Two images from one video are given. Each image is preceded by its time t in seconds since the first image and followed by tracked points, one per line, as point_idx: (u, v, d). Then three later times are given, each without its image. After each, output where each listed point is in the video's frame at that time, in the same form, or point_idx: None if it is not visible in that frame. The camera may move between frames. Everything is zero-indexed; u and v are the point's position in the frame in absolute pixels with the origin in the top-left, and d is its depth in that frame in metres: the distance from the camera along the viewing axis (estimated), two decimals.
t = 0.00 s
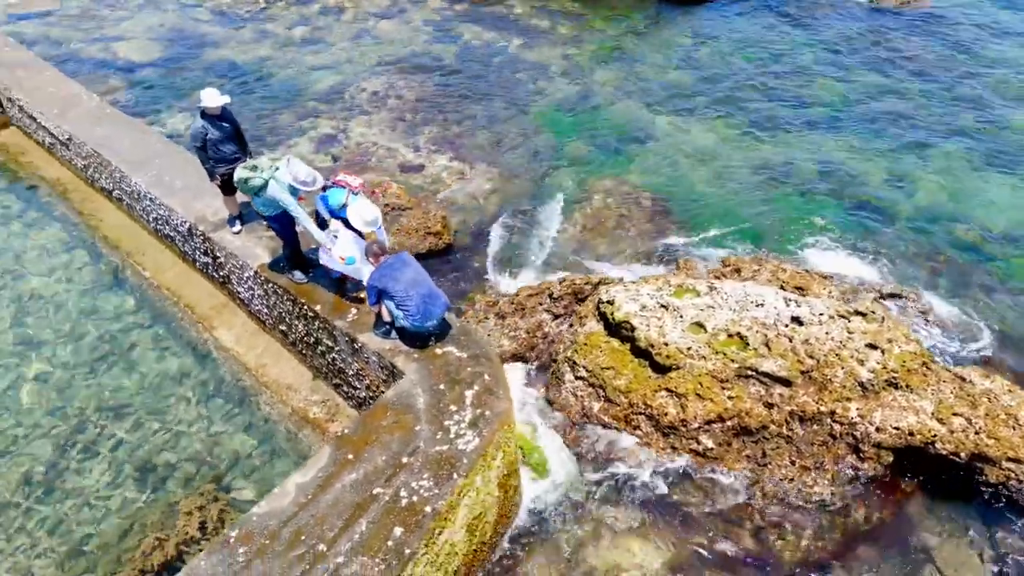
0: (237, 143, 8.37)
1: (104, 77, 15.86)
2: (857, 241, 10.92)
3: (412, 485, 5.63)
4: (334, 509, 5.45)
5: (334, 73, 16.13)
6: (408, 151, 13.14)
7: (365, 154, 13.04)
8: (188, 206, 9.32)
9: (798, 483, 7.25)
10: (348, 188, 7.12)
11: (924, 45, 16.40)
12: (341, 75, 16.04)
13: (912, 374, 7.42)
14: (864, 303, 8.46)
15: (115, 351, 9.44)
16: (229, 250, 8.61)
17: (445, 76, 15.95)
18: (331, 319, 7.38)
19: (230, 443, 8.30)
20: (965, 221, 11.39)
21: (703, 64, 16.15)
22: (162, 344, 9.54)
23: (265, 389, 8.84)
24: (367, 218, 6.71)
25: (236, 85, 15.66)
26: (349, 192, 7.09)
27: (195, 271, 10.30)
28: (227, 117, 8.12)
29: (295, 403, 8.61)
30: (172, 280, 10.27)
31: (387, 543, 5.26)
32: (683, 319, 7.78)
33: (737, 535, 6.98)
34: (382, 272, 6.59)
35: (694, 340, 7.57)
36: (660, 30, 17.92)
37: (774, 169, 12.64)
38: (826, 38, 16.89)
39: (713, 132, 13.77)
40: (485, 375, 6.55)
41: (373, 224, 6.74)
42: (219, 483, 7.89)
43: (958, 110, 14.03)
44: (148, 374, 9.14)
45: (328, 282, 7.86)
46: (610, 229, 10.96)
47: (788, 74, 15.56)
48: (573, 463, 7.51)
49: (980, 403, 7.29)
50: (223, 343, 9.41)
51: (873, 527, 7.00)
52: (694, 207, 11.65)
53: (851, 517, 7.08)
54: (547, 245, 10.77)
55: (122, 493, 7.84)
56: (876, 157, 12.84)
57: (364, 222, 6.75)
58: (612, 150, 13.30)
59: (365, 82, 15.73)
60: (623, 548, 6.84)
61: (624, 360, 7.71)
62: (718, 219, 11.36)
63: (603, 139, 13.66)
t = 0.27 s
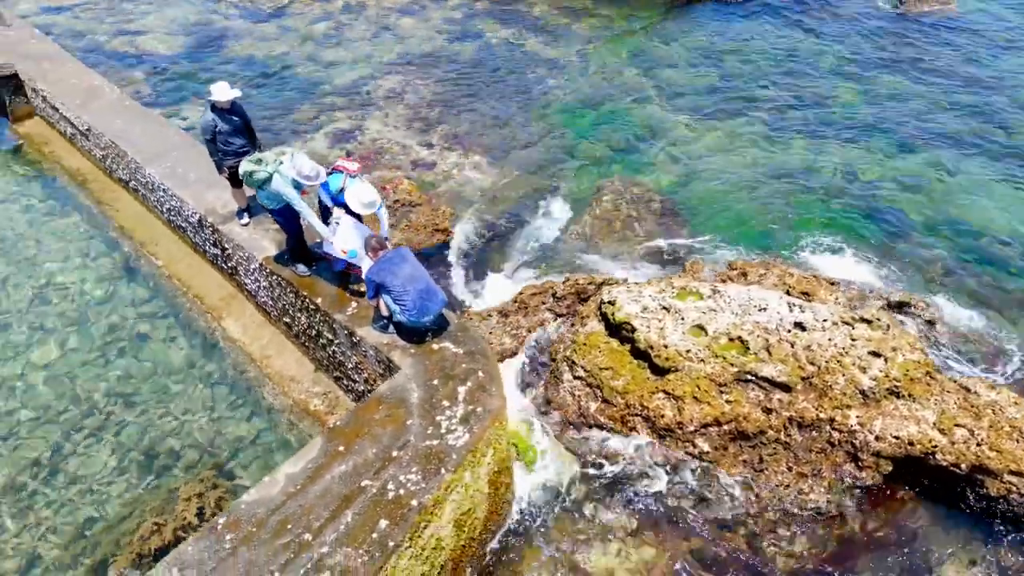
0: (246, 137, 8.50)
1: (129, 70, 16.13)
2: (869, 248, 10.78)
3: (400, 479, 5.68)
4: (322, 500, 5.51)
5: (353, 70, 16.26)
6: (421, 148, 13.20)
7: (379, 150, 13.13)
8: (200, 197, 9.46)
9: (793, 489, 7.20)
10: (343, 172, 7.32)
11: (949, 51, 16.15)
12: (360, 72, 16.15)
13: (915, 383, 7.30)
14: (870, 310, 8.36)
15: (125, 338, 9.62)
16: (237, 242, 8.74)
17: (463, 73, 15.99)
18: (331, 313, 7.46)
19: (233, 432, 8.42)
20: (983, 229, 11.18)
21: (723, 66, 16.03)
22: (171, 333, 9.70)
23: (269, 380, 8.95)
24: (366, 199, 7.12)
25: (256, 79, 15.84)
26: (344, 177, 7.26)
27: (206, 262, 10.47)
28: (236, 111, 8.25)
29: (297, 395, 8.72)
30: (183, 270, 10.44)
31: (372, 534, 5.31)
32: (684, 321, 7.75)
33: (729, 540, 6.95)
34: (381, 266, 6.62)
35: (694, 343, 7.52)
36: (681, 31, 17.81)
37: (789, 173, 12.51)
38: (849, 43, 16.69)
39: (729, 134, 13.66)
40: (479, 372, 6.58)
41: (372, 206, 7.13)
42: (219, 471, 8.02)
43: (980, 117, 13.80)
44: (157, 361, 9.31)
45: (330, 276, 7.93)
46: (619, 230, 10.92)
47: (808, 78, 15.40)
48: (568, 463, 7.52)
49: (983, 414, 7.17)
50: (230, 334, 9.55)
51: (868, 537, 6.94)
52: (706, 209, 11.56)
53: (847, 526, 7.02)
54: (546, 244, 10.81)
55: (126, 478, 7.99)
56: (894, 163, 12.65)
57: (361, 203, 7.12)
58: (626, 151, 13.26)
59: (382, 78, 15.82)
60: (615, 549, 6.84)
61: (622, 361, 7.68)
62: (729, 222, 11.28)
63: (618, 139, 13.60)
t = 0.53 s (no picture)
0: (251, 132, 8.58)
1: (147, 64, 16.36)
2: (877, 254, 10.67)
3: (385, 473, 5.72)
4: (307, 491, 5.56)
5: (367, 67, 16.35)
6: (431, 145, 13.25)
7: (389, 146, 13.20)
8: (206, 191, 9.59)
9: (785, 494, 7.17)
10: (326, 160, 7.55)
11: (969, 57, 15.93)
12: (373, 69, 16.24)
13: (912, 390, 7.21)
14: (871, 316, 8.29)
15: (132, 328, 9.77)
16: (240, 235, 8.84)
17: (475, 72, 16.02)
18: (327, 307, 7.53)
19: (232, 422, 8.53)
20: (995, 237, 11.01)
21: (737, 69, 15.91)
22: (176, 323, 9.84)
23: (269, 372, 9.06)
24: (356, 174, 7.24)
25: (271, 75, 15.99)
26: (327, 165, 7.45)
27: (213, 255, 10.61)
28: (242, 106, 8.34)
29: (296, 388, 8.82)
30: (190, 262, 10.59)
31: (354, 527, 5.36)
32: (680, 323, 7.71)
33: (719, 544, 6.95)
34: (375, 263, 6.66)
35: (689, 345, 7.48)
36: (697, 31, 17.70)
37: (799, 178, 12.40)
38: (867, 48, 16.51)
39: (740, 136, 13.57)
40: (469, 369, 6.60)
41: (365, 181, 7.24)
42: (217, 461, 8.13)
43: (997, 124, 13.59)
44: (161, 351, 9.44)
45: (329, 270, 8.02)
46: (624, 231, 10.90)
47: (823, 81, 15.25)
48: (559, 462, 7.54)
49: (981, 424, 7.08)
50: (233, 326, 9.67)
51: (859, 545, 6.88)
52: (713, 212, 11.51)
53: (838, 533, 6.97)
54: (549, 241, 10.82)
55: (126, 465, 8.11)
56: (907, 169, 12.50)
57: (356, 182, 7.22)
58: (635, 152, 13.21)
59: (395, 76, 15.89)
60: (603, 550, 6.85)
61: (616, 361, 7.66)
62: (735, 226, 11.21)
63: (627, 140, 13.56)
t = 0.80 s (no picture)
0: (253, 127, 8.68)
1: (163, 59, 16.56)
2: (883, 260, 10.57)
3: (370, 467, 5.77)
4: (292, 482, 5.62)
5: (379, 64, 16.44)
6: (439, 142, 13.29)
7: (397, 142, 13.26)
8: (211, 185, 9.70)
9: (776, 499, 7.13)
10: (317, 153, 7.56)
11: (986, 64, 15.75)
12: (386, 66, 16.33)
13: (908, 397, 7.14)
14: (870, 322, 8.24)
15: (137, 319, 9.91)
16: (242, 229, 8.95)
17: (486, 70, 16.04)
18: (323, 301, 7.61)
19: (231, 414, 8.63)
20: (1004, 245, 10.87)
21: (749, 71, 15.83)
22: (180, 315, 9.96)
23: (269, 366, 9.15)
24: (345, 155, 7.21)
25: (285, 71, 16.12)
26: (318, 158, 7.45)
27: (219, 249, 10.74)
28: (245, 100, 8.45)
29: (295, 381, 8.90)
30: (197, 256, 10.73)
31: (337, 519, 5.42)
32: (676, 325, 7.71)
33: (708, 546, 6.88)
34: (368, 259, 6.72)
35: (683, 347, 7.49)
36: (711, 34, 17.63)
37: (807, 181, 12.31)
38: (882, 52, 16.36)
39: (750, 139, 13.49)
40: (458, 366, 6.63)
41: (353, 157, 7.20)
42: (214, 453, 8.22)
43: (1013, 131, 13.41)
44: (165, 342, 9.57)
45: (327, 265, 8.10)
46: (627, 231, 10.88)
47: (836, 85, 15.13)
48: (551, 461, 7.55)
49: (976, 433, 7.01)
50: (236, 319, 9.78)
51: (851, 551, 6.80)
52: (718, 215, 11.46)
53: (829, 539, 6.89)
54: (556, 248, 10.66)
55: (126, 453, 8.22)
56: (917, 175, 12.38)
57: (345, 162, 7.21)
58: (643, 152, 13.18)
59: (407, 73, 15.96)
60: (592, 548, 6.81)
61: (610, 361, 7.68)
62: (740, 229, 11.16)
63: (636, 141, 13.53)
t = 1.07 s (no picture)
0: (256, 122, 8.76)
1: (178, 54, 16.73)
2: (888, 266, 10.48)
3: (356, 461, 5.82)
4: (278, 474, 5.69)
5: (390, 61, 16.51)
6: (446, 139, 13.32)
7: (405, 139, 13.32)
8: (217, 179, 9.81)
9: (766, 503, 7.09)
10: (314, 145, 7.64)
11: (1002, 70, 15.55)
12: (397, 63, 16.39)
13: (903, 404, 7.09)
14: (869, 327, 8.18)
15: (142, 310, 10.05)
16: (244, 223, 9.04)
17: (497, 69, 16.06)
18: (320, 295, 7.69)
19: (230, 406, 8.73)
20: (1013, 253, 10.74)
21: (761, 74, 15.73)
22: (185, 307, 10.08)
23: (269, 359, 9.25)
24: (338, 138, 7.24)
25: (297, 68, 16.24)
26: (316, 147, 7.54)
27: (224, 242, 10.86)
28: (248, 96, 8.55)
29: (293, 375, 8.98)
30: (202, 249, 10.85)
31: (320, 511, 5.47)
32: (672, 326, 7.69)
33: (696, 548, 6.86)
34: (363, 253, 6.78)
35: (678, 348, 7.48)
36: (724, 36, 17.54)
37: (815, 185, 12.21)
38: (897, 56, 16.20)
39: (759, 141, 13.40)
40: (449, 362, 6.66)
41: (344, 141, 7.21)
42: (212, 444, 8.31)
43: None
44: (168, 334, 9.69)
45: (325, 260, 8.17)
46: (630, 232, 10.86)
47: (849, 89, 15.00)
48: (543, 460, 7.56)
49: (972, 441, 6.92)
50: (238, 312, 9.88)
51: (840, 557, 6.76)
52: (723, 217, 11.40)
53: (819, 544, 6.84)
54: (554, 248, 10.65)
55: (127, 442, 8.34)
56: (927, 181, 12.25)
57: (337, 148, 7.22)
58: (650, 153, 13.14)
59: (417, 70, 16.01)
60: (579, 548, 6.83)
61: (604, 361, 7.69)
62: (745, 232, 11.09)
63: (643, 141, 13.48)
